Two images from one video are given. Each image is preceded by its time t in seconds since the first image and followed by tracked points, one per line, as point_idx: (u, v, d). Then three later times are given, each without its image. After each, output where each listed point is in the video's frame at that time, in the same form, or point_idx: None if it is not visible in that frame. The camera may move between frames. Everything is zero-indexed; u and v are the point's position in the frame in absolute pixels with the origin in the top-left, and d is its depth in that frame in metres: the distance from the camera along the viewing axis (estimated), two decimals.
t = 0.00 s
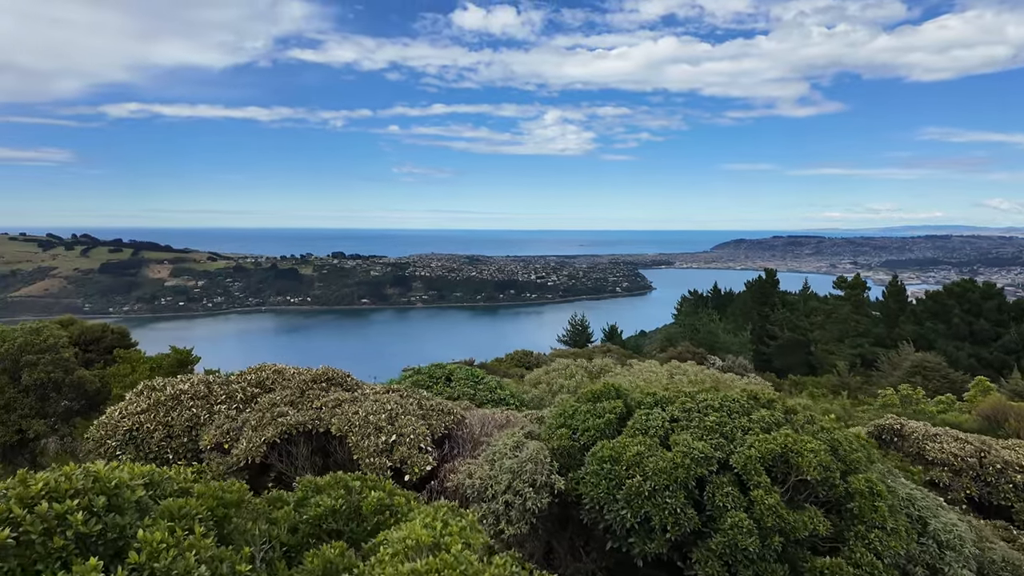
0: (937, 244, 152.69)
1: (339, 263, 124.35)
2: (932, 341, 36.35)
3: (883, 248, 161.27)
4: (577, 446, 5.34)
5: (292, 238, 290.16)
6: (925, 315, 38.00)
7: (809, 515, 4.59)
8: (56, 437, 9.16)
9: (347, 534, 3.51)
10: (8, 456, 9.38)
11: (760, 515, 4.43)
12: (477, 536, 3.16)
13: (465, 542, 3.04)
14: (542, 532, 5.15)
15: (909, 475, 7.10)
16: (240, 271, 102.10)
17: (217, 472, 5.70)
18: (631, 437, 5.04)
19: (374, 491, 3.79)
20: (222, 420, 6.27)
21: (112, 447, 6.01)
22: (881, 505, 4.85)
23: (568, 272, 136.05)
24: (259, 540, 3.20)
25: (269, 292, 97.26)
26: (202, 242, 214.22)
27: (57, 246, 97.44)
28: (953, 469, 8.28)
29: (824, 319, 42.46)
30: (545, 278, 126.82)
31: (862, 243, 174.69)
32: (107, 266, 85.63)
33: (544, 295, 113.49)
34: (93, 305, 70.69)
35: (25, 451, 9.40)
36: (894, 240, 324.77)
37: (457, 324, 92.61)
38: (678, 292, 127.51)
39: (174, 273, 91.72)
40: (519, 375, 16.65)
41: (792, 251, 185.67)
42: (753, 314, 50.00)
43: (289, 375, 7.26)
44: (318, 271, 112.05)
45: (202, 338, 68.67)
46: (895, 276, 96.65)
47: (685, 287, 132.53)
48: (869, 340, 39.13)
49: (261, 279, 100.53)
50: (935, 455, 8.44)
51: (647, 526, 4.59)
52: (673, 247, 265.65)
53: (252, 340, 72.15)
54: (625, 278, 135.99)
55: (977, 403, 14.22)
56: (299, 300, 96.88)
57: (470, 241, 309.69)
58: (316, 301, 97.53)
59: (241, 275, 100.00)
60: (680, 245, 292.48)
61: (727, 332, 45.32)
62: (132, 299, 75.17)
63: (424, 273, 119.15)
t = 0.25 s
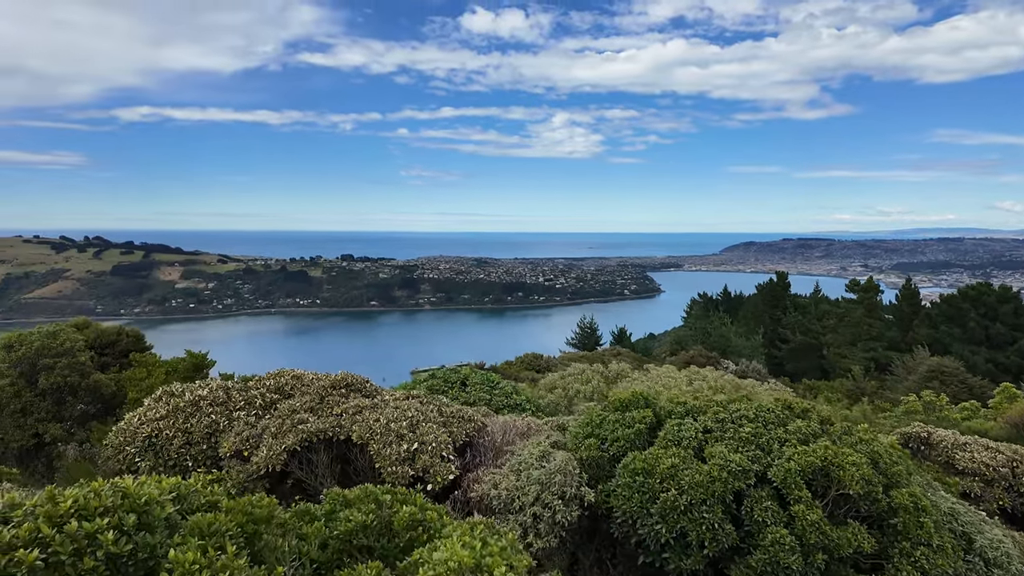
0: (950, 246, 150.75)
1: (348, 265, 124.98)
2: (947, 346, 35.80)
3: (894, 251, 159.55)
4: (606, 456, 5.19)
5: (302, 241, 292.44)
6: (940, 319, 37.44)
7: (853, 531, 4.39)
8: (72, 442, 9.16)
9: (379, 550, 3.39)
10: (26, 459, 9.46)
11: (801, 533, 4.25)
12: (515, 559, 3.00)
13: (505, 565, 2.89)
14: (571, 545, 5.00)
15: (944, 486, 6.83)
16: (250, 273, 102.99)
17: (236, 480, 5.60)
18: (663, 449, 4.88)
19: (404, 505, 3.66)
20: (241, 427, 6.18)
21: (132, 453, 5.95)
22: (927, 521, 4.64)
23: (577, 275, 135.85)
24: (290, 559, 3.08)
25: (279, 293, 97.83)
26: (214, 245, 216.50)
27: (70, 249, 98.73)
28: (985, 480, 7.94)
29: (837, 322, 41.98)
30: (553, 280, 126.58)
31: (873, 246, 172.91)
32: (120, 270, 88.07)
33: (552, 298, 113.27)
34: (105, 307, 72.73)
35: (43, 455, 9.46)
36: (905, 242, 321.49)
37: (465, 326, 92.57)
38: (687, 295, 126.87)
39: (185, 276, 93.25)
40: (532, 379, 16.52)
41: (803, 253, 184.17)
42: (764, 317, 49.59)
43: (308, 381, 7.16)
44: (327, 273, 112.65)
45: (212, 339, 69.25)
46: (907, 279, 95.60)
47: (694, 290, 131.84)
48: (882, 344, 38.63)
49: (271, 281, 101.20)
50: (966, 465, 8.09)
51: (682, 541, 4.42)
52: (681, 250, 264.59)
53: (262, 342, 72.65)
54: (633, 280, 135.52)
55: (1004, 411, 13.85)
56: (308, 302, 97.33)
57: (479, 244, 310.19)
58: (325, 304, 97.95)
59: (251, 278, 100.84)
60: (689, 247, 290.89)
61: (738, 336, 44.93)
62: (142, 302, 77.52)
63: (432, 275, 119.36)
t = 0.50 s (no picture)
0: (960, 248, 149.28)
1: (354, 266, 125.38)
2: (960, 348, 35.40)
3: (903, 252, 158.16)
4: (636, 463, 5.03)
5: (310, 242, 294.09)
6: (953, 321, 36.98)
7: (898, 541, 4.22)
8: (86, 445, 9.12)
9: (413, 561, 3.27)
10: (41, 460, 9.50)
11: (845, 545, 4.09)
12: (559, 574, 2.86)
13: None
14: (600, 554, 4.85)
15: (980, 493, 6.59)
16: (258, 274, 103.52)
17: (256, 484, 5.51)
18: (697, 456, 4.72)
19: (437, 513, 3.54)
20: (259, 431, 6.09)
21: (150, 457, 5.87)
22: (974, 534, 4.45)
23: (583, 276, 135.62)
24: (322, 570, 2.96)
25: (286, 295, 98.17)
26: (222, 246, 218.02)
27: (80, 250, 99.59)
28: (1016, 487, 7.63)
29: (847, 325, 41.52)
30: (560, 282, 126.37)
31: (882, 248, 171.45)
32: (129, 270, 88.69)
33: (558, 299, 113.05)
34: (114, 307, 73.29)
35: (58, 456, 9.48)
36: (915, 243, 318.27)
37: (472, 328, 92.44)
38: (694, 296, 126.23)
39: (194, 277, 93.79)
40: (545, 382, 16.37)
41: (810, 255, 182.99)
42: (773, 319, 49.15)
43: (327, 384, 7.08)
44: (334, 274, 112.98)
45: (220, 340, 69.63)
46: (917, 281, 94.70)
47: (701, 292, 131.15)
48: (893, 346, 38.16)
49: (279, 282, 101.64)
50: (996, 472, 7.77)
51: (720, 551, 4.26)
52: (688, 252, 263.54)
53: (269, 342, 72.96)
54: (640, 282, 135.07)
55: None
56: (315, 303, 97.62)
57: (484, 245, 310.42)
58: (332, 305, 98.15)
59: (258, 279, 101.34)
60: (695, 249, 289.65)
61: (748, 338, 44.52)
62: (151, 303, 78.12)
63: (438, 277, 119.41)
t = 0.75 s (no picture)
0: (967, 250, 148.34)
1: (360, 268, 125.68)
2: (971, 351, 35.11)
3: (910, 254, 157.22)
4: (665, 472, 4.89)
5: (315, 245, 295.34)
6: (963, 324, 36.64)
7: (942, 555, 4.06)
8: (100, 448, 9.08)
9: None
10: (54, 464, 9.46)
11: (888, 558, 3.93)
12: None
13: None
14: (629, 566, 4.71)
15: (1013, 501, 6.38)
16: (264, 276, 103.94)
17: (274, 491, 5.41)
18: (729, 466, 4.59)
19: (470, 526, 3.43)
20: (277, 436, 6.01)
21: (166, 463, 5.78)
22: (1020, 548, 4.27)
23: (588, 278, 135.34)
24: None
25: (292, 296, 98.45)
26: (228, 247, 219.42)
27: (87, 251, 100.30)
28: None
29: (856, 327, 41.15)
30: (565, 283, 126.26)
31: (889, 250, 170.53)
32: (136, 271, 89.28)
33: (563, 301, 112.94)
34: (122, 309, 73.87)
35: (70, 459, 9.44)
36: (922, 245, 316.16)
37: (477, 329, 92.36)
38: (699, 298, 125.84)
39: (200, 278, 94.30)
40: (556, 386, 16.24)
41: (816, 257, 182.21)
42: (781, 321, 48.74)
43: (344, 388, 6.99)
44: (340, 276, 113.28)
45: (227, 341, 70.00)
46: (924, 283, 94.04)
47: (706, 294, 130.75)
48: (903, 348, 37.78)
49: (285, 284, 101.98)
50: None
51: (758, 565, 4.11)
52: (693, 254, 263.01)
53: (275, 344, 73.21)
54: (645, 284, 134.72)
55: None
56: (321, 305, 97.83)
57: (489, 247, 310.73)
58: (338, 306, 98.32)
59: (264, 280, 101.76)
60: (700, 250, 288.93)
61: (756, 340, 44.18)
62: (158, 304, 78.76)
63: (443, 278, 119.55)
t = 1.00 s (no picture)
0: (973, 251, 147.55)
1: (364, 269, 125.89)
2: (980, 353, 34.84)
3: (916, 255, 156.45)
4: (695, 480, 4.74)
5: (318, 246, 296.96)
6: (972, 326, 36.32)
7: (993, 569, 3.88)
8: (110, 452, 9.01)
9: None
10: (63, 468, 9.37)
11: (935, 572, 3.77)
12: None
13: None
14: None
15: None
16: (268, 277, 104.21)
17: (290, 499, 5.31)
18: (764, 475, 4.43)
19: (502, 538, 3.32)
20: (293, 441, 5.91)
21: (179, 467, 5.68)
22: None
23: (592, 279, 135.14)
24: None
25: (297, 297, 98.54)
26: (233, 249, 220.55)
27: (93, 253, 100.73)
28: None
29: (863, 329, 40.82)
30: (569, 285, 126.06)
31: (894, 251, 169.80)
32: (141, 273, 89.69)
33: (567, 302, 112.79)
34: (127, 310, 74.25)
35: (80, 462, 9.38)
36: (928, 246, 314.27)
37: (481, 331, 92.22)
38: (704, 300, 125.39)
39: (205, 280, 94.61)
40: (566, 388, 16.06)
41: (821, 259, 181.56)
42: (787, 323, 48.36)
43: (359, 392, 6.88)
44: (344, 277, 113.47)
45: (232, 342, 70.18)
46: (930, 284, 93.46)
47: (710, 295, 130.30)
48: (911, 351, 37.36)
49: (289, 285, 102.15)
50: None
51: None
52: (697, 255, 262.26)
53: (280, 345, 73.35)
54: (649, 285, 134.30)
55: None
56: (325, 305, 97.89)
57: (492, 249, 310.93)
58: (342, 307, 98.35)
59: (269, 281, 102.03)
60: (704, 252, 288.18)
61: (763, 342, 43.90)
62: (163, 305, 79.21)
63: (447, 280, 119.52)
